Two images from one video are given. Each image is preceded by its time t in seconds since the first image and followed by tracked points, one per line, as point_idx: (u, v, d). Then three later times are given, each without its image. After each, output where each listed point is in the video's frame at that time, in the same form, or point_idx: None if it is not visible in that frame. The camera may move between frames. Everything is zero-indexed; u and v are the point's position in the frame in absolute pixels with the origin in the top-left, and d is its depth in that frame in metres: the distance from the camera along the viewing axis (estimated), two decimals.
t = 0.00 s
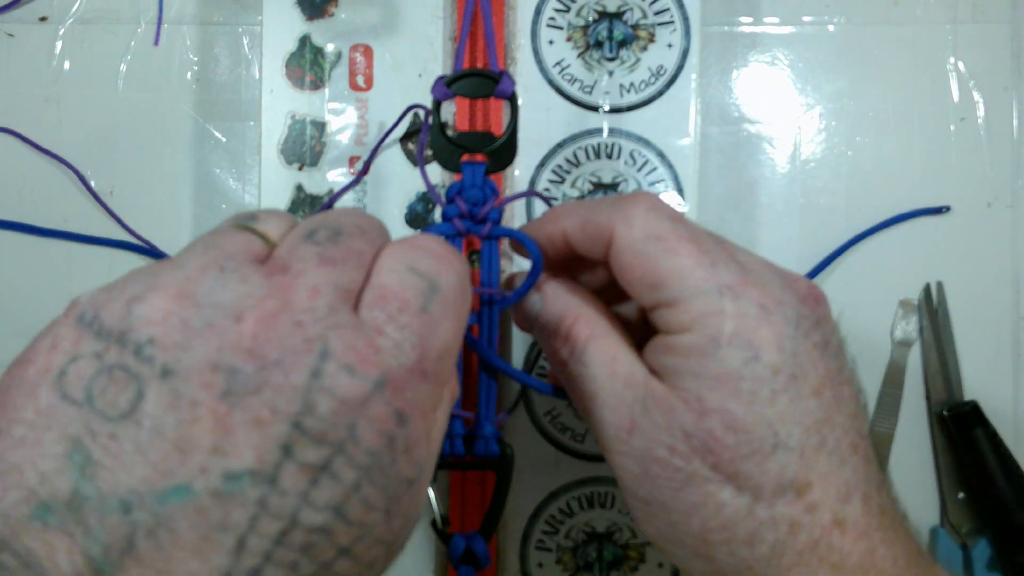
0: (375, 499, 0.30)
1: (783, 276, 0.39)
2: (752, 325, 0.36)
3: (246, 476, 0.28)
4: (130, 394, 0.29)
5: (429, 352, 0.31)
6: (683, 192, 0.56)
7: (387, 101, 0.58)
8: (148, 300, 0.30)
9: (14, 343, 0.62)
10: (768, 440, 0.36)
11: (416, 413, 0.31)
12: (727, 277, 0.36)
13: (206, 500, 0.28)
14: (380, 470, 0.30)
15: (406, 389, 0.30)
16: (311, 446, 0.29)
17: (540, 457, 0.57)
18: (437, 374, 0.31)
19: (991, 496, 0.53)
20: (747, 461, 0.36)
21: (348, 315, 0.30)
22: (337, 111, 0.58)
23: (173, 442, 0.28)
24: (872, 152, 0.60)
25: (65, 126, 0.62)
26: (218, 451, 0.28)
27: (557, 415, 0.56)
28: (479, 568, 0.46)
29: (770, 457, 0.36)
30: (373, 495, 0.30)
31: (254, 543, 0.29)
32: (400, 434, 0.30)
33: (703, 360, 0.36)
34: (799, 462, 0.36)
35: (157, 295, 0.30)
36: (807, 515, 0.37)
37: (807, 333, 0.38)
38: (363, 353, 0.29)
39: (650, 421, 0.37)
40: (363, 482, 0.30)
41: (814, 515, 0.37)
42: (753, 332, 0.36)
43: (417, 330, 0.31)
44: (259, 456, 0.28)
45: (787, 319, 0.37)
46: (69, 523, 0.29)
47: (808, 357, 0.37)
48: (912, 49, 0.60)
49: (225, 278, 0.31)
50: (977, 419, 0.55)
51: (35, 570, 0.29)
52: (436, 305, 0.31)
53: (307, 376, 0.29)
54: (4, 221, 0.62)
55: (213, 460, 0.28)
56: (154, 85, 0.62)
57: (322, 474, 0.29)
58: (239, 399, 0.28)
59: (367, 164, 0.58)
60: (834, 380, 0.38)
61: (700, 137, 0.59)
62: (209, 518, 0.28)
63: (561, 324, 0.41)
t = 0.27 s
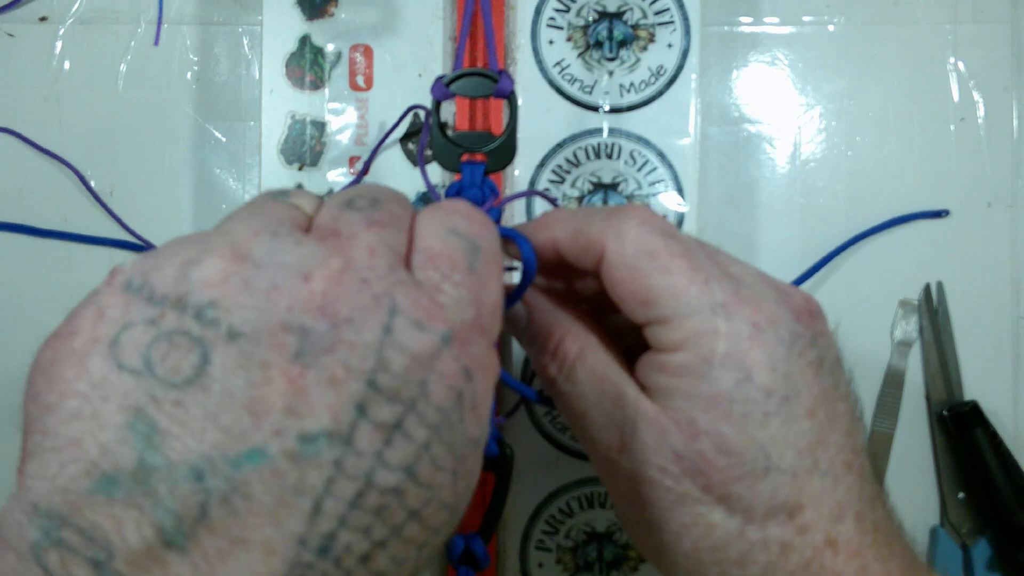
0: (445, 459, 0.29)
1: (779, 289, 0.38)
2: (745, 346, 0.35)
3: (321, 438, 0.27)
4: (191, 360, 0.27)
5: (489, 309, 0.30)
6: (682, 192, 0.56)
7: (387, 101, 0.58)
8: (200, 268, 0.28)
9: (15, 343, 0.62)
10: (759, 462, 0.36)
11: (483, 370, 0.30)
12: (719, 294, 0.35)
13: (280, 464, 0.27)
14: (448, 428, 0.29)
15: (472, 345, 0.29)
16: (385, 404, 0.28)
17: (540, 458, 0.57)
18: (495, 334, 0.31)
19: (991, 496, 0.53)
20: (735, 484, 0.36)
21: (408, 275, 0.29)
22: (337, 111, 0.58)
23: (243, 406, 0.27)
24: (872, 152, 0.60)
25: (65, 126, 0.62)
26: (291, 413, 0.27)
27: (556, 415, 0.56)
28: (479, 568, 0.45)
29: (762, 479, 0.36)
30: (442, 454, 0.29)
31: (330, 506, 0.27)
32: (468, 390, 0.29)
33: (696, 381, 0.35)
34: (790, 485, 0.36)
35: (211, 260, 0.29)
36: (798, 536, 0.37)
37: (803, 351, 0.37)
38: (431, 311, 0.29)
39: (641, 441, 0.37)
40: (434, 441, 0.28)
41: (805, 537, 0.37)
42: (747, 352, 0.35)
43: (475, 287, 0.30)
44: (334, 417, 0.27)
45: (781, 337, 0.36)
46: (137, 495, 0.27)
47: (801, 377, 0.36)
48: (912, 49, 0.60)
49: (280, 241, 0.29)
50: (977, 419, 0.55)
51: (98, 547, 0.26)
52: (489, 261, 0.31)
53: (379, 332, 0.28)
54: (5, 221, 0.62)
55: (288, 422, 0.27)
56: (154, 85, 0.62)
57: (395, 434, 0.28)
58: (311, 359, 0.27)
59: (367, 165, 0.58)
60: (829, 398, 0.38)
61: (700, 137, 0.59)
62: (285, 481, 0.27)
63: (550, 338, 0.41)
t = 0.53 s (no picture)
0: (455, 451, 0.27)
1: (801, 292, 0.36)
2: (764, 356, 0.33)
3: (330, 423, 0.26)
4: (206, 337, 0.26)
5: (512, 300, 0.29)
6: (682, 192, 0.56)
7: (387, 101, 0.58)
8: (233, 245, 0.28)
9: (15, 342, 0.63)
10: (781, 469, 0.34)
11: (502, 359, 0.28)
12: (731, 302, 0.34)
13: (287, 448, 0.25)
14: (462, 418, 0.27)
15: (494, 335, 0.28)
16: (398, 390, 0.26)
17: (540, 459, 0.57)
18: (517, 323, 0.29)
19: (991, 496, 0.53)
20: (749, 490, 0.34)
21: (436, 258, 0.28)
22: (337, 111, 0.58)
23: (256, 387, 0.25)
24: (872, 152, 0.60)
25: (65, 126, 0.62)
26: (304, 397, 0.26)
27: (557, 415, 0.56)
28: (479, 569, 0.46)
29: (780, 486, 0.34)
30: (453, 444, 0.27)
31: (332, 495, 0.26)
32: (484, 378, 0.28)
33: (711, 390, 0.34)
34: (811, 493, 0.34)
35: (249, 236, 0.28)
36: (821, 543, 0.34)
37: (824, 357, 0.35)
38: (454, 293, 0.27)
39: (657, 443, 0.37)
40: (448, 431, 0.27)
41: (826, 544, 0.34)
42: (765, 363, 0.33)
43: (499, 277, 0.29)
44: (347, 401, 0.26)
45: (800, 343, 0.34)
46: (140, 478, 0.25)
47: (823, 383, 0.34)
48: (912, 49, 0.60)
49: (309, 222, 0.29)
50: (977, 419, 0.55)
51: (99, 528, 0.25)
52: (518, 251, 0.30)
53: (398, 315, 0.27)
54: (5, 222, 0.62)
55: (297, 407, 0.25)
56: (154, 85, 0.62)
57: (408, 422, 0.26)
58: (329, 341, 0.26)
59: (367, 165, 0.58)
60: (851, 402, 0.36)
61: (700, 136, 0.59)
62: (288, 467, 0.25)
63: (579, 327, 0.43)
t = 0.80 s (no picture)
0: (332, 446, 0.30)
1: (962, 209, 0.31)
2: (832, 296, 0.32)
3: (201, 416, 0.29)
4: (135, 337, 0.30)
5: (402, 311, 0.31)
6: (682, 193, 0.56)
7: (387, 101, 0.58)
8: (191, 254, 0.31)
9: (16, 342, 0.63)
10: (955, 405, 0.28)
11: (380, 366, 0.30)
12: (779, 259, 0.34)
13: (166, 438, 0.29)
14: (333, 416, 0.30)
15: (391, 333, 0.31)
16: (263, 388, 0.29)
17: (540, 459, 0.57)
18: (410, 333, 0.31)
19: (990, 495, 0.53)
20: (931, 436, 0.28)
21: (331, 269, 0.31)
22: (337, 111, 0.58)
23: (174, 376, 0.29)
24: (871, 152, 0.60)
25: (65, 127, 0.62)
26: (176, 390, 0.29)
27: (557, 415, 0.56)
28: (479, 568, 0.47)
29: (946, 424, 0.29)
30: (328, 444, 0.30)
31: (206, 483, 0.29)
32: (357, 381, 0.30)
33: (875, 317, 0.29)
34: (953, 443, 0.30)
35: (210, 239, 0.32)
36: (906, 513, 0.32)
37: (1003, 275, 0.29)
38: (329, 301, 0.30)
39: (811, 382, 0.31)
40: (317, 428, 0.30)
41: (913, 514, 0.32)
42: (933, 270, 0.29)
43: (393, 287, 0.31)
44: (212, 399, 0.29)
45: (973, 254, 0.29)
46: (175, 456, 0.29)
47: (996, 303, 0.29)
48: (912, 49, 0.60)
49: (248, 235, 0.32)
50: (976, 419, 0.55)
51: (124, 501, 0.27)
52: (416, 265, 0.31)
53: (265, 317, 0.29)
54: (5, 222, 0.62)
55: (174, 399, 0.29)
56: (154, 86, 0.62)
57: (275, 417, 0.29)
58: (201, 340, 0.29)
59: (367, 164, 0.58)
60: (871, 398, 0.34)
61: (700, 136, 0.59)
62: (166, 458, 0.29)
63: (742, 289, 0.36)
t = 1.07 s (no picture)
0: (328, 455, 0.29)
1: (837, 236, 0.36)
2: (805, 295, 0.33)
3: (199, 415, 0.28)
4: (138, 334, 0.30)
5: (406, 320, 0.29)
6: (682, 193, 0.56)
7: (387, 101, 0.58)
8: (205, 252, 0.31)
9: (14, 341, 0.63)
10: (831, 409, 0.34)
11: (380, 375, 0.29)
12: (773, 244, 0.34)
13: (164, 435, 0.28)
14: (332, 422, 0.29)
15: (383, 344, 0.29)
16: (263, 391, 0.28)
17: (540, 459, 0.57)
18: (415, 343, 0.30)
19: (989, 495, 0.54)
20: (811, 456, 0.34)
21: (339, 272, 0.29)
22: (337, 111, 0.58)
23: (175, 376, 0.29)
24: (871, 152, 0.60)
25: (65, 127, 0.62)
26: (178, 388, 0.28)
27: (557, 415, 0.56)
28: (479, 569, 0.46)
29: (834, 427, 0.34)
30: (327, 449, 0.29)
31: (202, 483, 0.29)
32: (355, 389, 0.29)
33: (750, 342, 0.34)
34: (867, 429, 0.34)
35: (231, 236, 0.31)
36: (881, 482, 0.35)
37: (867, 295, 0.34)
38: (330, 307, 0.29)
39: (710, 400, 0.36)
40: (315, 434, 0.29)
41: (888, 482, 0.35)
42: (806, 301, 0.33)
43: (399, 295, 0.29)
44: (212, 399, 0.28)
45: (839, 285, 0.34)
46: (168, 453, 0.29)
47: (867, 322, 0.34)
48: (912, 49, 0.60)
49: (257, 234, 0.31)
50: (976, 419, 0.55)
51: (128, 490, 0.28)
52: (428, 272, 0.30)
53: (265, 320, 0.29)
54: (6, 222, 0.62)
55: (174, 397, 0.28)
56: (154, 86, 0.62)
57: (273, 420, 0.29)
58: (203, 340, 0.29)
59: (367, 164, 0.58)
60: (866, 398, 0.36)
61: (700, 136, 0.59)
62: (164, 453, 0.29)
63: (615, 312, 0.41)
